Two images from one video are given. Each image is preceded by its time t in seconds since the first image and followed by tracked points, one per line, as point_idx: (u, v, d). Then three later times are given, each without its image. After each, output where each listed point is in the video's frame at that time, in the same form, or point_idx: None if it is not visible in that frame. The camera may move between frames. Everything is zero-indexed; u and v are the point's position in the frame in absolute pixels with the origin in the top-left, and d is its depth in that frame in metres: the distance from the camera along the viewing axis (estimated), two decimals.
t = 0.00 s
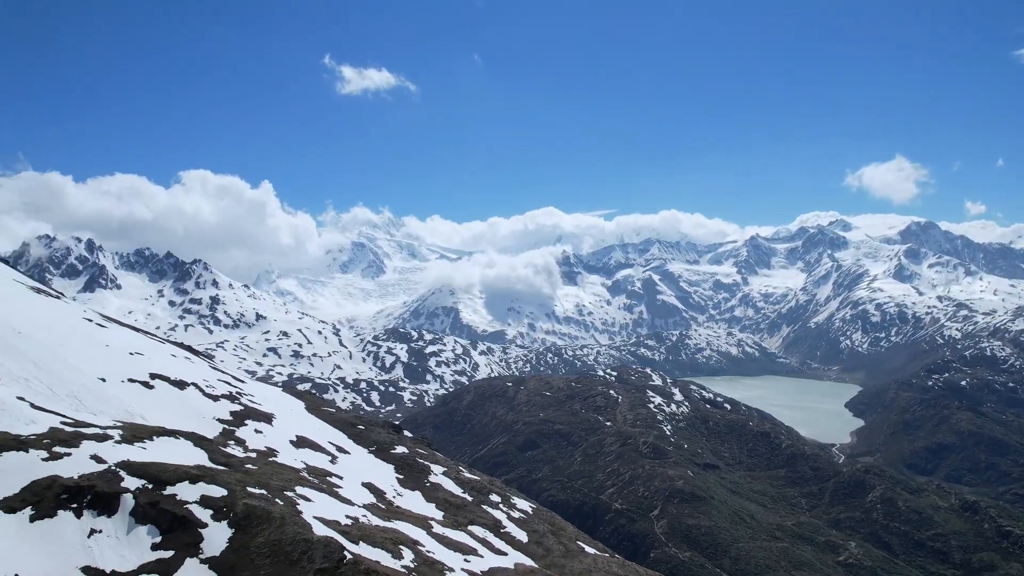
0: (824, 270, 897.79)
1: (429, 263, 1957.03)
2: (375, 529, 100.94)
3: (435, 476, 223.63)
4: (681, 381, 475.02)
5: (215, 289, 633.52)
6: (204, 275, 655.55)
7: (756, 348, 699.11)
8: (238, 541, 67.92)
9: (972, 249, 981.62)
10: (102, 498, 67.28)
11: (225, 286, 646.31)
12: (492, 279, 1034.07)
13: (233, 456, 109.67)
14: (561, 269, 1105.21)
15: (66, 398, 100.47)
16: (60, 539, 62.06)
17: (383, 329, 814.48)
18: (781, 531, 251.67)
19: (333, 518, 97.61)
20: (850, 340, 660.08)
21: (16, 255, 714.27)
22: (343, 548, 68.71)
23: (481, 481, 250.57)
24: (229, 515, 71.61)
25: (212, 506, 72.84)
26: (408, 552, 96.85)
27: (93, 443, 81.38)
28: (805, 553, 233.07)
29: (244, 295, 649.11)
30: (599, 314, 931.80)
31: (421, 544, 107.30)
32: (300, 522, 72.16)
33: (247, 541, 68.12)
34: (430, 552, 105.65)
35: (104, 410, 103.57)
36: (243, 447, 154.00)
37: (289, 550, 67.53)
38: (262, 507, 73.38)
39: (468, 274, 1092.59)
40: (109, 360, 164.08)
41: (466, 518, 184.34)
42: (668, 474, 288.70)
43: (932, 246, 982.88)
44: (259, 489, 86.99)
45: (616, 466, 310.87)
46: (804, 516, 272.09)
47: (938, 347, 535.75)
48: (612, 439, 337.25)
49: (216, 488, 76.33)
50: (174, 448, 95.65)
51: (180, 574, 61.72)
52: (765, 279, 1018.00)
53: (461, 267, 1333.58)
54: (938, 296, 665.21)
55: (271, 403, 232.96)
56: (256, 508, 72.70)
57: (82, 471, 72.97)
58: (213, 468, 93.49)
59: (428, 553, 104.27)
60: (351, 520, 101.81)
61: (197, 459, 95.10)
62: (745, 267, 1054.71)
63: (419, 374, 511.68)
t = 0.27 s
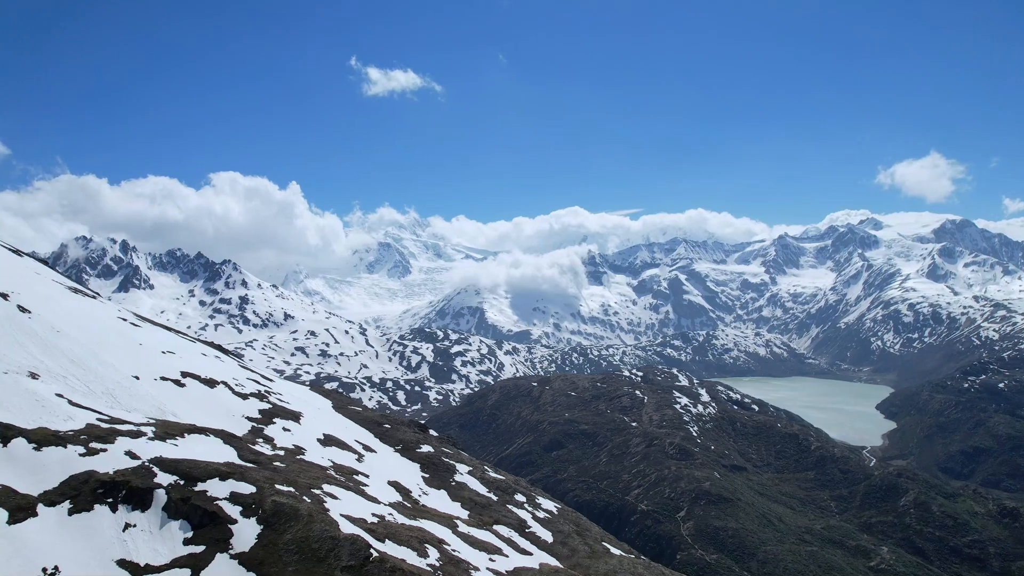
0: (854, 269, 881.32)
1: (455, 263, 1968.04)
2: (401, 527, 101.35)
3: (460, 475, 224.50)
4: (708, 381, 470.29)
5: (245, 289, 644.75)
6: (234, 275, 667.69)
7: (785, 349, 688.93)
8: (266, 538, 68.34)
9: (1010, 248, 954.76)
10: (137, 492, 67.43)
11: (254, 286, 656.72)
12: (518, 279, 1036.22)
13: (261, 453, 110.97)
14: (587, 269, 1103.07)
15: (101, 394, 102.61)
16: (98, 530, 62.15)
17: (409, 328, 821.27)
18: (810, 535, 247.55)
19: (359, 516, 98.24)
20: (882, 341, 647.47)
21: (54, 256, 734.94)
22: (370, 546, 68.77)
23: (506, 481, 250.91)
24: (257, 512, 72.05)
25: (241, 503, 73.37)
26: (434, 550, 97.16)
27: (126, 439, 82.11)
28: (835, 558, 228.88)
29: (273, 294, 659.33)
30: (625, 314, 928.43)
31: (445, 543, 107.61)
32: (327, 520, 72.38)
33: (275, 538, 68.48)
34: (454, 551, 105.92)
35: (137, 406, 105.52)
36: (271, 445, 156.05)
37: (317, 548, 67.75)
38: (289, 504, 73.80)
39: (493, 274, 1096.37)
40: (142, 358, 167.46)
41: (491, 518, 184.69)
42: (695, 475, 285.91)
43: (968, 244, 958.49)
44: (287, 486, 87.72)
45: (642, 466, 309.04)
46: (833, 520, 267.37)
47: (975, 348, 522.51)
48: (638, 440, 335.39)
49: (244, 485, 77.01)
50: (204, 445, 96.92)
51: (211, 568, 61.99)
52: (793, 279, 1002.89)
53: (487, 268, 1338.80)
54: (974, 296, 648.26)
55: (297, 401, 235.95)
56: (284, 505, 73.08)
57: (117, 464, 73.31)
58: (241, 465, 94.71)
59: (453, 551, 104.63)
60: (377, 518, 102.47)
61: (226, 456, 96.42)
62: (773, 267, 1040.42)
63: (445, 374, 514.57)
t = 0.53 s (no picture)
0: (885, 268, 863.99)
1: (479, 263, 1975.35)
2: (426, 525, 101.90)
3: (485, 474, 225.27)
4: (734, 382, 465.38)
5: (273, 289, 654.84)
6: (262, 275, 678.66)
7: (813, 350, 678.22)
8: (293, 535, 69.09)
9: None
10: (168, 488, 68.94)
11: (282, 285, 666.66)
12: (542, 279, 1036.73)
13: (289, 451, 112.48)
14: (612, 268, 1099.12)
15: (134, 392, 104.94)
16: (130, 525, 63.80)
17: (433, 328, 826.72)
18: (839, 538, 243.30)
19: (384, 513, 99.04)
20: (914, 342, 634.00)
21: (89, 256, 754.77)
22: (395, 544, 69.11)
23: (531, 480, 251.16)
24: (285, 508, 73.03)
25: (269, 499, 74.36)
26: (458, 549, 97.43)
27: (158, 435, 83.68)
28: (864, 562, 224.68)
29: (300, 294, 668.38)
30: (650, 314, 923.74)
31: (470, 542, 107.86)
32: (352, 518, 72.93)
33: (302, 534, 69.15)
34: (479, 550, 106.13)
35: (169, 404, 107.66)
36: (299, 443, 158.19)
37: (342, 545, 68.25)
38: (316, 501, 74.48)
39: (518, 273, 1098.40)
40: (173, 356, 170.76)
41: (515, 517, 184.91)
42: (721, 476, 283.00)
43: (1004, 242, 932.84)
44: (314, 484, 88.72)
45: (667, 467, 306.82)
46: (863, 524, 262.36)
47: (1011, 349, 508.74)
48: (663, 440, 333.13)
49: (272, 482, 78.16)
50: (233, 443, 98.48)
51: (238, 564, 63.10)
52: (822, 278, 986.51)
53: (511, 267, 1341.58)
54: (1011, 295, 630.77)
55: (324, 399, 238.81)
56: (311, 503, 73.85)
57: (151, 460, 75.00)
58: (269, 463, 96.07)
59: (478, 550, 104.65)
60: (402, 516, 103.16)
61: (254, 454, 97.94)
62: (801, 266, 1025.09)
63: (469, 373, 516.68)
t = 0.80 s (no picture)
0: (918, 268, 844.73)
1: (504, 263, 1978.95)
2: (451, 524, 102.18)
3: (510, 473, 225.51)
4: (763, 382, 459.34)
5: (300, 288, 664.02)
6: (290, 275, 688.49)
7: (843, 351, 666.07)
8: (320, 532, 69.61)
9: None
10: (199, 484, 70.12)
11: (309, 285, 675.44)
12: (567, 279, 1035.38)
13: (316, 449, 113.80)
14: (637, 268, 1092.78)
15: (167, 390, 107.19)
16: (163, 520, 65.19)
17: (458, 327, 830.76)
18: (871, 543, 238.58)
19: (410, 512, 99.52)
20: (949, 343, 618.96)
21: (124, 257, 774.21)
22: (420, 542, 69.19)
23: (556, 480, 250.99)
24: (312, 505, 73.65)
25: (297, 496, 75.08)
26: (483, 548, 97.46)
27: (189, 433, 85.31)
28: (897, 567, 220.11)
29: (327, 294, 676.65)
30: (676, 314, 916.73)
31: (496, 541, 107.88)
32: (379, 516, 73.20)
33: (329, 531, 69.63)
34: (504, 550, 106.03)
35: (200, 401, 109.69)
36: (326, 441, 160.14)
37: (369, 542, 68.52)
38: (342, 499, 75.00)
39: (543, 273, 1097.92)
40: (203, 355, 174.06)
41: (540, 517, 184.77)
42: (748, 478, 279.52)
43: None
44: (341, 481, 89.38)
45: (693, 469, 304.01)
46: (896, 528, 256.84)
47: None
48: (690, 441, 330.14)
49: (300, 480, 78.95)
50: (262, 440, 100.09)
51: (267, 561, 63.88)
52: (852, 278, 967.90)
53: (536, 267, 1341.85)
54: None
55: (350, 398, 241.50)
56: (338, 500, 74.37)
57: (182, 456, 76.50)
58: (297, 460, 97.24)
59: (503, 550, 104.58)
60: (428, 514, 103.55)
61: (282, 451, 99.16)
62: (831, 266, 1007.45)
63: (495, 373, 518.03)
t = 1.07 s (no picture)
0: (961, 266, 819.31)
1: (534, 263, 1979.76)
2: (482, 523, 102.78)
3: (541, 473, 225.62)
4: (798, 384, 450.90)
5: (334, 288, 674.33)
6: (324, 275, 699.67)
7: (882, 352, 649.85)
8: (353, 529, 70.82)
9: None
10: (236, 480, 72.04)
11: (343, 285, 685.23)
12: (599, 279, 1031.13)
13: (350, 447, 115.60)
14: (669, 267, 1082.68)
15: (205, 388, 110.14)
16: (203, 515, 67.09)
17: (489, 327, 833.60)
18: (912, 549, 232.28)
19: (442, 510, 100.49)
20: (994, 344, 598.97)
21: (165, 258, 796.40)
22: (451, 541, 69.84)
23: (587, 480, 250.39)
24: (345, 503, 74.98)
25: (330, 494, 76.53)
26: (514, 548, 97.87)
27: (227, 430, 87.69)
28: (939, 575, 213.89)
29: (360, 293, 685.72)
30: (709, 314, 905.83)
31: (527, 541, 108.15)
32: (410, 514, 74.16)
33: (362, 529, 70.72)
34: (535, 549, 106.22)
35: (237, 399, 112.43)
36: (359, 439, 162.64)
37: (401, 540, 69.40)
38: (374, 497, 76.10)
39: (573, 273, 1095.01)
40: (240, 353, 178.17)
41: (571, 517, 184.52)
42: (783, 481, 274.91)
43: None
44: (373, 479, 90.71)
45: (727, 470, 300.10)
46: (938, 535, 249.51)
47: None
48: (723, 443, 325.90)
49: (334, 478, 80.44)
50: (297, 438, 102.14)
51: (302, 556, 65.27)
52: (891, 277, 943.53)
53: (567, 267, 1339.28)
54: None
55: (383, 396, 244.62)
56: (370, 498, 75.54)
57: (219, 453, 78.65)
58: (331, 458, 98.90)
59: (534, 549, 104.79)
60: (459, 513, 104.43)
61: (316, 449, 101.04)
62: (869, 265, 983.51)
63: (526, 372, 518.70)
